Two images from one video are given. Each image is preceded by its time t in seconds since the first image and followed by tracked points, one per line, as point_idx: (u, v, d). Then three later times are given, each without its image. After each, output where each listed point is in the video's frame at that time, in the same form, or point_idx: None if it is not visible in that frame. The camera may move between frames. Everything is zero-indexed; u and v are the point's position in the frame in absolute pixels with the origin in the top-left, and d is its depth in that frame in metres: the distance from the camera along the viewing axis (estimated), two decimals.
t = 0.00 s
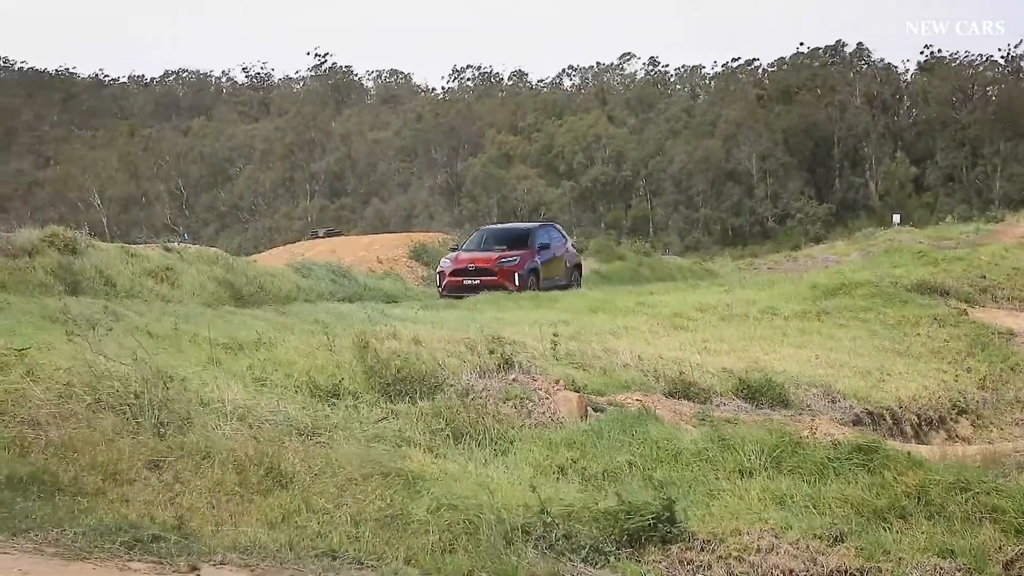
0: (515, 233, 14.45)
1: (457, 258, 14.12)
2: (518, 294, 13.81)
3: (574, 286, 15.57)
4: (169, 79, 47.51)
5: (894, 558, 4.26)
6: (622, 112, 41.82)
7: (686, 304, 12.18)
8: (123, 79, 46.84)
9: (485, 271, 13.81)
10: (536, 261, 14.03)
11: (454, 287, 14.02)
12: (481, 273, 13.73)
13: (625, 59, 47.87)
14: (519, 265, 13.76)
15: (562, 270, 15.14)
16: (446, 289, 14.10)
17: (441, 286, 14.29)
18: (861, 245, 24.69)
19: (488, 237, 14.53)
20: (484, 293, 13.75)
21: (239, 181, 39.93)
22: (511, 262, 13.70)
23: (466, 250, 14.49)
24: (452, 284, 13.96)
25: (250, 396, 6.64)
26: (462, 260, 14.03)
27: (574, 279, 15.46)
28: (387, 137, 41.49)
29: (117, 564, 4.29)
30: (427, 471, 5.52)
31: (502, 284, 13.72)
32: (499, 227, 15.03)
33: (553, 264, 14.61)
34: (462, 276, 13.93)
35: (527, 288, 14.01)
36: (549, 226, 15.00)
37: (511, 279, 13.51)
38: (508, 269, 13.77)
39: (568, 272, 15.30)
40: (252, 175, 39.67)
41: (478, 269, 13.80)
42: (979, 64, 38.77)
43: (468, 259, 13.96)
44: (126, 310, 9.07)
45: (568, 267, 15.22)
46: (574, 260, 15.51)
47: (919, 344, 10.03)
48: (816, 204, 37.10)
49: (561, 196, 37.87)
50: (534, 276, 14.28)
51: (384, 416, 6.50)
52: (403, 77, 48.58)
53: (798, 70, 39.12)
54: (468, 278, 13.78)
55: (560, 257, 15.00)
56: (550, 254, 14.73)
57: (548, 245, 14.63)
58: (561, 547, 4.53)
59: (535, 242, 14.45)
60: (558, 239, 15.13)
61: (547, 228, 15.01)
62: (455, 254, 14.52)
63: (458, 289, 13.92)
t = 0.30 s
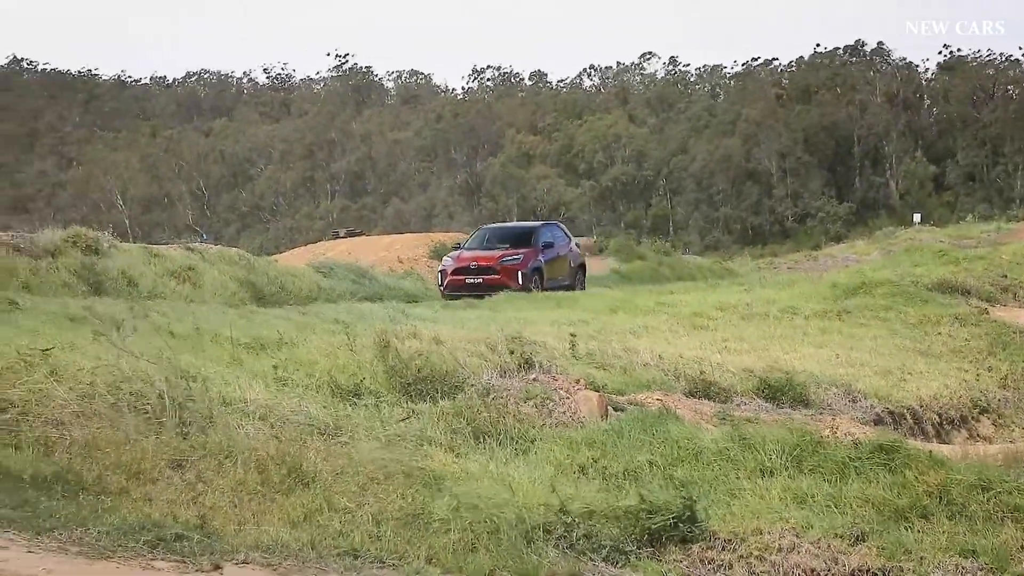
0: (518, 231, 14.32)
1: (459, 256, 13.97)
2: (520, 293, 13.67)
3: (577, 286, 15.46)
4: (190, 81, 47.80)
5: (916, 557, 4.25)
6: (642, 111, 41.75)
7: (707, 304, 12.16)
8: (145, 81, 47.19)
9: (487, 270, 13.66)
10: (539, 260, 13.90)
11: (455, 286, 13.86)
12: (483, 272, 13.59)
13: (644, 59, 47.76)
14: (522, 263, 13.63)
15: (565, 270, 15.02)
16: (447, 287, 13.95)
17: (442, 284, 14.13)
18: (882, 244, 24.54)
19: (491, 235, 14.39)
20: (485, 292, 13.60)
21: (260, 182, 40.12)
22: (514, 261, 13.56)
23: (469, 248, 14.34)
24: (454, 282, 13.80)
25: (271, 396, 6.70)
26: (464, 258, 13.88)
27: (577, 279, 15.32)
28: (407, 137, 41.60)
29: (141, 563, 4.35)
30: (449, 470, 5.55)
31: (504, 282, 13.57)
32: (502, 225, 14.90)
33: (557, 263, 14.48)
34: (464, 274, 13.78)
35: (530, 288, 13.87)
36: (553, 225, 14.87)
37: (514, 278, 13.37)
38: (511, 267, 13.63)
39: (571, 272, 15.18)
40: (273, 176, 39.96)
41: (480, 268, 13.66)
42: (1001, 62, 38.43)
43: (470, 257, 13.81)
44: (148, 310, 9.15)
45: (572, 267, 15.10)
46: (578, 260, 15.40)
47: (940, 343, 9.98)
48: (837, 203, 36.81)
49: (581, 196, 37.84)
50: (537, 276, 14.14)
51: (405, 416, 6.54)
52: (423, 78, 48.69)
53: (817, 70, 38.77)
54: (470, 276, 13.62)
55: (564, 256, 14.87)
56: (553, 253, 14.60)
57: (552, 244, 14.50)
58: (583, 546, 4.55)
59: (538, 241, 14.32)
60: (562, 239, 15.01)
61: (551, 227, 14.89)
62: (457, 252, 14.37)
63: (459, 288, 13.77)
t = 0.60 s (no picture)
0: (520, 230, 14.29)
1: (461, 253, 13.89)
2: (523, 290, 13.58)
3: (581, 287, 15.44)
4: (219, 83, 48.29)
5: (938, 554, 4.28)
6: (665, 110, 41.66)
7: (729, 303, 12.15)
8: (174, 83, 47.73)
9: (490, 266, 13.57)
10: (542, 257, 13.87)
11: (458, 282, 13.75)
12: (486, 268, 13.49)
13: (667, 60, 47.67)
14: (525, 259, 13.57)
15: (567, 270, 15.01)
16: (448, 285, 13.83)
17: (444, 283, 14.02)
18: (903, 243, 24.42)
19: (493, 233, 14.35)
20: (489, 288, 13.49)
21: (287, 183, 40.41)
22: (517, 257, 13.50)
23: (471, 246, 14.27)
24: (456, 279, 13.68)
25: (299, 394, 6.80)
26: (466, 255, 13.80)
27: (578, 280, 15.30)
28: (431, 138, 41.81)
29: (171, 558, 4.44)
30: (473, 468, 5.62)
31: (508, 278, 13.49)
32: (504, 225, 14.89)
33: (559, 262, 14.46)
34: (467, 271, 13.68)
35: (533, 285, 13.79)
36: (555, 225, 14.88)
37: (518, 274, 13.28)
38: (514, 263, 13.56)
39: (573, 273, 15.17)
40: (300, 177, 40.28)
41: (483, 263, 13.56)
42: None
43: (473, 254, 13.72)
44: (177, 310, 9.30)
45: (574, 267, 15.10)
46: (581, 262, 15.40)
47: (962, 341, 9.93)
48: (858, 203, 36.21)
49: (605, 196, 37.86)
50: (539, 274, 14.09)
51: (431, 414, 6.62)
52: (448, 79, 48.90)
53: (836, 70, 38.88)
54: (472, 271, 13.52)
55: (566, 256, 14.86)
56: (556, 252, 14.59)
57: (554, 243, 14.48)
58: (607, 543, 4.60)
59: (541, 239, 14.30)
60: (564, 239, 15.00)
61: (553, 226, 14.90)
62: (459, 250, 14.30)
63: (461, 285, 13.65)
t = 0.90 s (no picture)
0: (520, 230, 14.04)
1: (460, 252, 13.57)
2: (522, 291, 13.28)
3: (579, 288, 15.23)
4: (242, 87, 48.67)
5: (951, 550, 4.33)
6: (681, 113, 41.72)
7: (743, 302, 12.20)
8: (198, 87, 48.16)
9: (490, 266, 13.26)
10: (541, 258, 13.60)
11: (455, 282, 13.42)
12: (486, 268, 13.18)
13: (684, 63, 47.57)
14: (525, 260, 13.28)
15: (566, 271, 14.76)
16: (446, 285, 13.50)
17: (442, 283, 13.69)
18: (917, 242, 24.38)
19: (492, 233, 14.07)
20: (488, 289, 13.18)
21: (310, 184, 40.76)
22: (517, 257, 13.22)
23: (470, 246, 13.97)
24: (454, 279, 13.34)
25: (320, 392, 6.90)
26: (465, 255, 13.47)
27: (578, 281, 15.07)
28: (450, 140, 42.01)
29: (196, 553, 4.54)
30: (493, 465, 5.71)
31: (507, 279, 13.19)
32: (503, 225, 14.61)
33: (558, 263, 14.22)
34: (465, 271, 13.36)
35: (533, 286, 13.52)
36: (555, 225, 14.64)
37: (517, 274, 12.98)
38: (514, 264, 13.27)
39: (572, 274, 14.94)
40: (322, 179, 40.61)
41: (482, 264, 13.25)
42: None
43: (472, 253, 13.41)
44: (202, 310, 9.43)
45: (573, 268, 14.86)
46: (581, 262, 15.19)
47: (974, 339, 9.92)
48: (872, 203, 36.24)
49: (622, 196, 37.89)
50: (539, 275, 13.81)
51: (450, 411, 6.72)
52: (467, 82, 49.10)
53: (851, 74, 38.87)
54: (471, 272, 13.20)
55: (566, 257, 14.62)
56: (555, 253, 14.34)
57: (554, 244, 14.24)
58: (623, 539, 4.67)
59: (541, 240, 14.05)
60: (564, 239, 14.77)
61: (552, 226, 14.66)
62: (457, 249, 13.99)
63: (460, 285, 13.33)
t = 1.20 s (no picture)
0: (518, 232, 13.84)
1: (457, 257, 13.35)
2: (521, 295, 13.08)
3: (580, 287, 15.05)
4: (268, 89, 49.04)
5: (971, 546, 4.38)
6: (704, 113, 41.65)
7: (764, 301, 12.22)
8: (225, 90, 48.60)
9: (487, 270, 13.06)
10: (540, 260, 13.40)
11: (454, 287, 13.23)
12: (483, 273, 12.98)
13: (706, 64, 47.34)
14: (524, 264, 13.07)
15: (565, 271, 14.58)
16: (444, 289, 13.32)
17: (440, 287, 13.50)
18: (938, 241, 24.28)
19: (490, 234, 13.87)
20: (486, 293, 12.99)
21: (336, 185, 41.05)
22: (515, 261, 13.01)
23: (468, 249, 13.78)
24: (452, 284, 13.16)
25: (346, 391, 7.00)
26: (463, 259, 13.26)
27: (579, 280, 14.88)
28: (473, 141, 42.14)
29: (225, 549, 4.63)
30: (516, 463, 5.78)
31: (505, 283, 13.00)
32: (501, 225, 14.39)
33: (558, 264, 14.03)
34: (463, 275, 13.17)
35: (532, 289, 13.31)
36: (553, 225, 14.44)
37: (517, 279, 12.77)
38: (512, 268, 13.06)
39: (572, 274, 14.75)
40: (347, 180, 40.91)
41: (480, 268, 13.06)
42: None
43: (469, 257, 13.21)
44: (229, 309, 9.56)
45: (573, 268, 14.67)
46: (582, 261, 14.99)
47: (994, 338, 9.89)
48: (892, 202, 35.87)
49: (644, 197, 37.88)
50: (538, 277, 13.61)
51: (474, 410, 6.80)
52: (490, 83, 49.20)
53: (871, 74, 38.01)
54: (469, 276, 13.01)
55: (565, 256, 14.43)
56: (554, 254, 14.15)
57: (553, 244, 14.03)
58: (646, 535, 4.72)
59: (540, 241, 13.86)
60: (563, 238, 14.58)
61: (550, 226, 14.46)
62: (454, 253, 13.79)
63: (457, 290, 13.15)
